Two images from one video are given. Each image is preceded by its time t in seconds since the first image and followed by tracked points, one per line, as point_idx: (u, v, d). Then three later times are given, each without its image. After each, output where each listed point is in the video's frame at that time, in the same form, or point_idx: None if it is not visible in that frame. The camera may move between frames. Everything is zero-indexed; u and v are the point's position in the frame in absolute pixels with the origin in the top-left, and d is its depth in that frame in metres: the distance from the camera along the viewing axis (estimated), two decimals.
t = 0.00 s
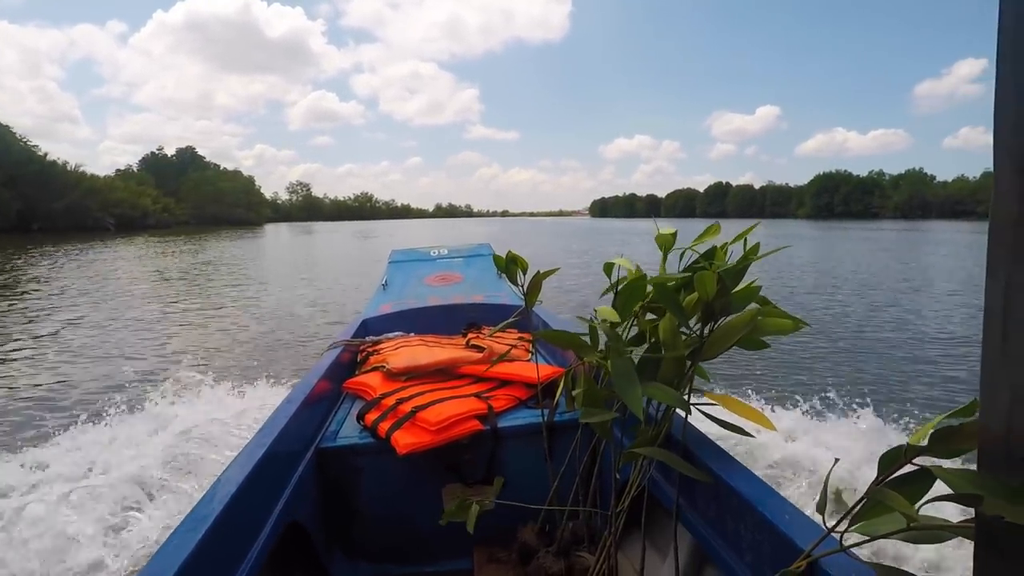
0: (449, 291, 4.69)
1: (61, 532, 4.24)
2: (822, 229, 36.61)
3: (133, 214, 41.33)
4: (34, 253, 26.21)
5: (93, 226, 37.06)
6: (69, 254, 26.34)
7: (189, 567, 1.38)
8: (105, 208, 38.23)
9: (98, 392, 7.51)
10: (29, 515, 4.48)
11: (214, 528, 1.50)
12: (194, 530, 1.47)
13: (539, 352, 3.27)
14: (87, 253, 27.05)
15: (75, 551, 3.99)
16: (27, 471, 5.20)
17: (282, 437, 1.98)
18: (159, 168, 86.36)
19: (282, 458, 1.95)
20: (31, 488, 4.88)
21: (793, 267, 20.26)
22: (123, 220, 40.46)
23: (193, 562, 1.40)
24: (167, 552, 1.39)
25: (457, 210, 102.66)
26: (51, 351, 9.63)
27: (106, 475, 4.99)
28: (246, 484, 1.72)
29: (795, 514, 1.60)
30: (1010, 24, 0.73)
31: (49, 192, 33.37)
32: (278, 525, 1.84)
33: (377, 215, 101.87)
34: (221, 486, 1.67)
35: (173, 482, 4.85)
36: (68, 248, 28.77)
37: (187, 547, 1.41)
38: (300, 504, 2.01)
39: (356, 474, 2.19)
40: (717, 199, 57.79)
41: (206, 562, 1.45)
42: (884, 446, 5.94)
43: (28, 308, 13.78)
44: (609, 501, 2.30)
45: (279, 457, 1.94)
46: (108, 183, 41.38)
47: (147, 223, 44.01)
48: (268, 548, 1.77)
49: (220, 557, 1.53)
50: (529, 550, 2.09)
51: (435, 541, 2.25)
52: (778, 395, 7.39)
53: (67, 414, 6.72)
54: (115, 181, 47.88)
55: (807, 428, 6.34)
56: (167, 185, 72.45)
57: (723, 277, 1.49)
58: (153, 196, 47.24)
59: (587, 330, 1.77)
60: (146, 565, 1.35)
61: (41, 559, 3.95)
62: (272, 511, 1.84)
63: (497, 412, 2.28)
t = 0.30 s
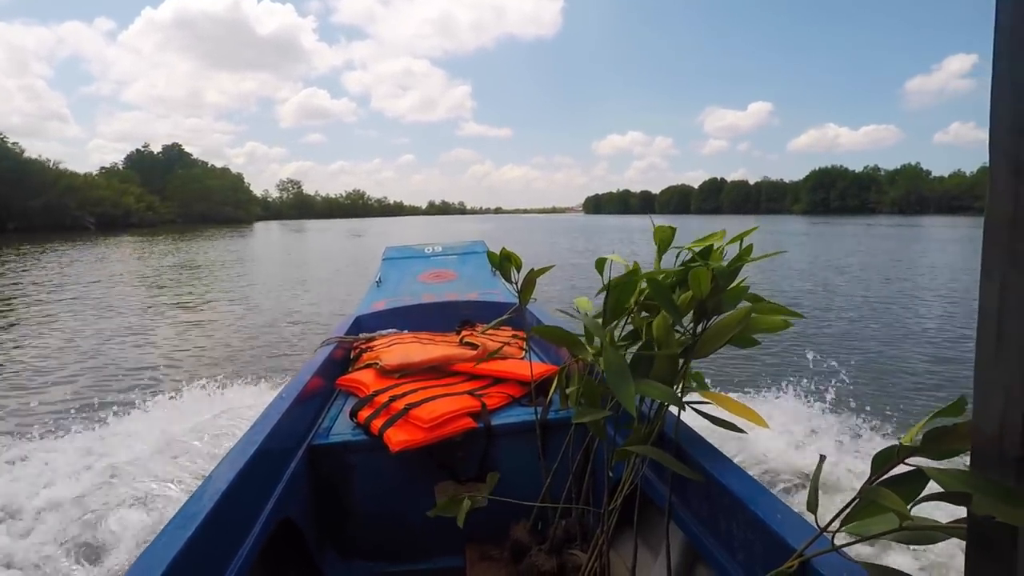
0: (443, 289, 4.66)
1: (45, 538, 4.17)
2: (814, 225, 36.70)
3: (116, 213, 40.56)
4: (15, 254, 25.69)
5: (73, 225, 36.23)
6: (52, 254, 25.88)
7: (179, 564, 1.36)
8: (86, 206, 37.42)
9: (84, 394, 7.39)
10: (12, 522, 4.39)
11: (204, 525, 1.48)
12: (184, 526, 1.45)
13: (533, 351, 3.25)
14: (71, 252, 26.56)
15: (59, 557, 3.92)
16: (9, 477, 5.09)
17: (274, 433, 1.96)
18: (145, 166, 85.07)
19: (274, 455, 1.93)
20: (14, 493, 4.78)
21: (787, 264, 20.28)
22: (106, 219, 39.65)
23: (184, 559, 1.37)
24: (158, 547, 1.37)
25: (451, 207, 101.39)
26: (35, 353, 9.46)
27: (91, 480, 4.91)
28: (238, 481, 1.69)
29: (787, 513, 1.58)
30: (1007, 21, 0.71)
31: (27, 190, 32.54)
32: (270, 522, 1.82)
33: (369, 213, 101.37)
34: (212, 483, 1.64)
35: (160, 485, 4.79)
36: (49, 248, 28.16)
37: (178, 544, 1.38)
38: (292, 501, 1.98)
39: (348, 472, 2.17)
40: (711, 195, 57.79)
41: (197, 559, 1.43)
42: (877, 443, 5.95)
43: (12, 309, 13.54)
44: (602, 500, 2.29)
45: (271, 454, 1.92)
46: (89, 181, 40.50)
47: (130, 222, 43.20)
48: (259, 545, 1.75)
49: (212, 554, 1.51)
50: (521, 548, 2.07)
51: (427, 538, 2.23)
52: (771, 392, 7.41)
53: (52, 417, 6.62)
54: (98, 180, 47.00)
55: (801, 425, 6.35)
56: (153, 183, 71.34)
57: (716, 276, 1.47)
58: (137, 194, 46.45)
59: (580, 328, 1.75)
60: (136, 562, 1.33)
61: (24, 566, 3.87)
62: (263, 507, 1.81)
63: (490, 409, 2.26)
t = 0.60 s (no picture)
0: (442, 288, 4.64)
1: (34, 543, 4.13)
2: (813, 224, 36.63)
3: (105, 212, 39.91)
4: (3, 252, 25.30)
5: (61, 223, 35.62)
6: (41, 253, 25.52)
7: (176, 557, 1.34)
8: (73, 205, 36.74)
9: (76, 395, 7.32)
10: None
11: (201, 519, 1.46)
12: (180, 521, 1.43)
13: (531, 350, 3.24)
14: (60, 252, 26.20)
15: (48, 561, 3.88)
16: None
17: (271, 429, 1.94)
18: (137, 164, 84.17)
19: (271, 450, 1.91)
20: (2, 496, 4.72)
21: (785, 264, 20.26)
22: (93, 217, 38.98)
23: (180, 553, 1.36)
24: (154, 542, 1.35)
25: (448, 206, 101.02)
26: (24, 354, 9.33)
27: (81, 483, 4.85)
28: (235, 476, 1.68)
29: (783, 516, 1.57)
30: (1012, 22, 0.70)
31: (11, 187, 31.87)
32: (266, 518, 1.80)
33: (366, 212, 100.97)
34: (210, 478, 1.63)
35: (149, 487, 4.73)
36: (36, 247, 27.68)
37: (174, 537, 1.37)
38: (289, 497, 1.97)
39: (344, 469, 2.16)
40: (710, 195, 57.64)
41: (193, 553, 1.41)
42: (875, 445, 5.94)
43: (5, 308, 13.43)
44: (598, 500, 2.28)
45: (269, 450, 1.90)
46: (77, 179, 39.88)
47: (119, 220, 42.54)
48: (255, 541, 1.73)
49: (208, 548, 1.50)
50: (517, 547, 2.05)
51: (423, 536, 2.21)
52: (769, 393, 7.40)
53: (43, 418, 6.54)
54: (88, 177, 46.34)
55: (798, 426, 6.34)
56: (145, 181, 70.56)
57: (716, 280, 1.46)
58: (128, 192, 45.83)
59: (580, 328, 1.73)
60: (132, 555, 1.31)
61: (12, 570, 3.83)
62: (260, 503, 1.80)
63: (487, 408, 2.25)
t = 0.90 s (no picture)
0: (453, 288, 4.65)
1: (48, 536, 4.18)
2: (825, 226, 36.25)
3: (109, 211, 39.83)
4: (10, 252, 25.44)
5: (68, 223, 35.81)
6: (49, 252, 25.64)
7: (188, 551, 1.36)
8: (76, 204, 36.72)
9: (85, 395, 7.36)
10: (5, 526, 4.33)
11: (213, 515, 1.47)
12: (192, 517, 1.44)
13: (541, 351, 3.23)
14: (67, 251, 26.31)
15: (61, 555, 3.93)
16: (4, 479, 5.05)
17: (282, 427, 1.95)
18: (144, 163, 84.66)
19: (282, 447, 1.92)
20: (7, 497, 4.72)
21: (797, 265, 20.05)
22: (97, 217, 38.94)
23: (192, 547, 1.37)
24: (166, 536, 1.36)
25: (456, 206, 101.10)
26: (31, 353, 9.37)
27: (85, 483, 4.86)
28: (247, 472, 1.69)
29: (794, 521, 1.55)
30: None
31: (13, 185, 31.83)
32: (275, 515, 1.81)
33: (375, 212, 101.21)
34: (222, 474, 1.64)
35: (158, 486, 4.76)
36: (41, 247, 27.74)
37: (187, 532, 1.38)
38: (299, 495, 1.98)
39: (354, 467, 2.16)
40: (721, 195, 57.17)
41: (204, 548, 1.42)
42: (887, 450, 5.87)
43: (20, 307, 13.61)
44: (607, 502, 2.27)
45: (279, 447, 1.91)
46: (88, 179, 40.15)
47: (124, 220, 42.57)
48: (266, 538, 1.74)
49: (219, 543, 1.51)
50: (525, 548, 2.05)
51: (431, 536, 2.22)
52: (780, 396, 7.33)
53: (50, 418, 6.58)
54: (98, 178, 46.70)
55: (809, 430, 6.28)
56: (155, 182, 71.03)
57: (730, 281, 1.45)
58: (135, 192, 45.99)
59: (591, 328, 1.72)
60: (143, 550, 1.32)
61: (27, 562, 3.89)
62: (270, 500, 1.81)
63: (497, 409, 2.25)
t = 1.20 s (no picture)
0: (467, 288, 4.66)
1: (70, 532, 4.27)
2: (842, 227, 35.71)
3: (117, 210, 40.02)
4: (24, 252, 25.70)
5: (73, 223, 35.92)
6: (60, 252, 25.86)
7: (205, 547, 1.38)
8: (87, 205, 36.96)
9: (99, 395, 7.43)
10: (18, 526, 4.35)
11: (228, 512, 1.49)
12: (208, 513, 1.46)
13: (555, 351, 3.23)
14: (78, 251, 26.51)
15: (82, 551, 4.01)
16: (18, 479, 5.09)
17: (297, 425, 1.96)
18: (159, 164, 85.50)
19: (297, 446, 1.94)
20: (21, 495, 4.76)
21: (814, 266, 19.75)
22: (106, 216, 39.10)
23: (209, 543, 1.39)
24: (183, 532, 1.38)
25: (469, 206, 100.93)
26: (48, 353, 9.49)
27: (101, 483, 4.91)
28: (262, 469, 1.70)
29: (810, 524, 1.54)
30: None
31: (22, 185, 31.94)
32: (290, 513, 1.83)
33: (388, 212, 101.41)
34: (238, 471, 1.66)
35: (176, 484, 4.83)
36: (56, 247, 28.07)
37: (204, 528, 1.40)
38: (314, 494, 2.00)
39: (368, 466, 2.18)
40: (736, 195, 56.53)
41: (220, 544, 1.44)
42: (906, 453, 5.78)
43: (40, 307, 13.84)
44: (620, 503, 2.26)
45: (294, 445, 1.92)
46: (97, 180, 40.36)
47: (133, 219, 42.75)
48: (281, 535, 1.76)
49: (235, 540, 1.53)
50: (538, 548, 2.05)
51: (445, 535, 2.23)
52: (796, 399, 7.24)
53: (66, 418, 6.64)
54: (112, 178, 47.13)
55: (826, 432, 6.20)
56: (169, 183, 71.68)
57: (743, 281, 1.44)
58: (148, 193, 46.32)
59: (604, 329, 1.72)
60: (160, 545, 1.34)
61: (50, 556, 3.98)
62: (285, 498, 1.83)
63: (510, 409, 2.25)
